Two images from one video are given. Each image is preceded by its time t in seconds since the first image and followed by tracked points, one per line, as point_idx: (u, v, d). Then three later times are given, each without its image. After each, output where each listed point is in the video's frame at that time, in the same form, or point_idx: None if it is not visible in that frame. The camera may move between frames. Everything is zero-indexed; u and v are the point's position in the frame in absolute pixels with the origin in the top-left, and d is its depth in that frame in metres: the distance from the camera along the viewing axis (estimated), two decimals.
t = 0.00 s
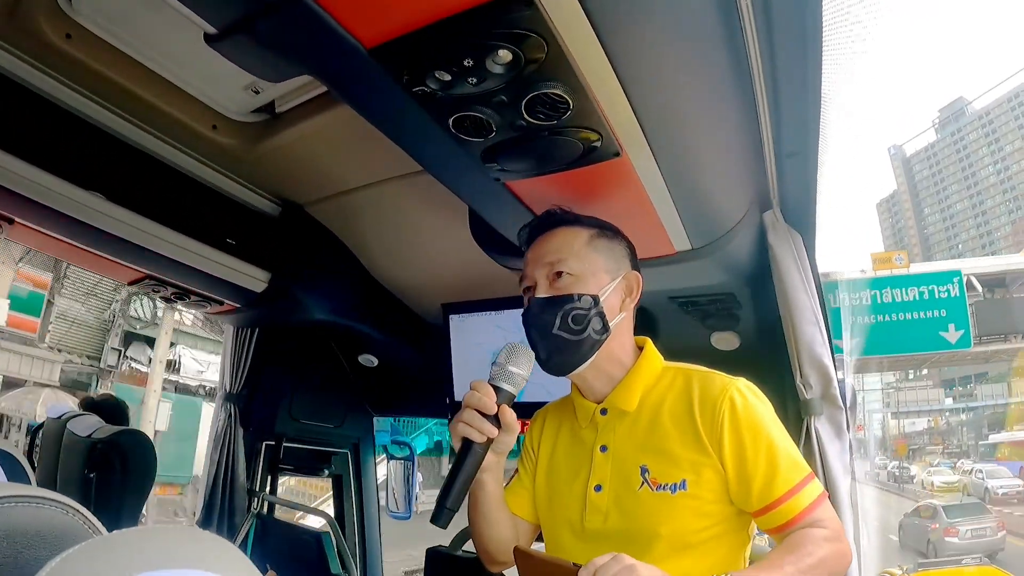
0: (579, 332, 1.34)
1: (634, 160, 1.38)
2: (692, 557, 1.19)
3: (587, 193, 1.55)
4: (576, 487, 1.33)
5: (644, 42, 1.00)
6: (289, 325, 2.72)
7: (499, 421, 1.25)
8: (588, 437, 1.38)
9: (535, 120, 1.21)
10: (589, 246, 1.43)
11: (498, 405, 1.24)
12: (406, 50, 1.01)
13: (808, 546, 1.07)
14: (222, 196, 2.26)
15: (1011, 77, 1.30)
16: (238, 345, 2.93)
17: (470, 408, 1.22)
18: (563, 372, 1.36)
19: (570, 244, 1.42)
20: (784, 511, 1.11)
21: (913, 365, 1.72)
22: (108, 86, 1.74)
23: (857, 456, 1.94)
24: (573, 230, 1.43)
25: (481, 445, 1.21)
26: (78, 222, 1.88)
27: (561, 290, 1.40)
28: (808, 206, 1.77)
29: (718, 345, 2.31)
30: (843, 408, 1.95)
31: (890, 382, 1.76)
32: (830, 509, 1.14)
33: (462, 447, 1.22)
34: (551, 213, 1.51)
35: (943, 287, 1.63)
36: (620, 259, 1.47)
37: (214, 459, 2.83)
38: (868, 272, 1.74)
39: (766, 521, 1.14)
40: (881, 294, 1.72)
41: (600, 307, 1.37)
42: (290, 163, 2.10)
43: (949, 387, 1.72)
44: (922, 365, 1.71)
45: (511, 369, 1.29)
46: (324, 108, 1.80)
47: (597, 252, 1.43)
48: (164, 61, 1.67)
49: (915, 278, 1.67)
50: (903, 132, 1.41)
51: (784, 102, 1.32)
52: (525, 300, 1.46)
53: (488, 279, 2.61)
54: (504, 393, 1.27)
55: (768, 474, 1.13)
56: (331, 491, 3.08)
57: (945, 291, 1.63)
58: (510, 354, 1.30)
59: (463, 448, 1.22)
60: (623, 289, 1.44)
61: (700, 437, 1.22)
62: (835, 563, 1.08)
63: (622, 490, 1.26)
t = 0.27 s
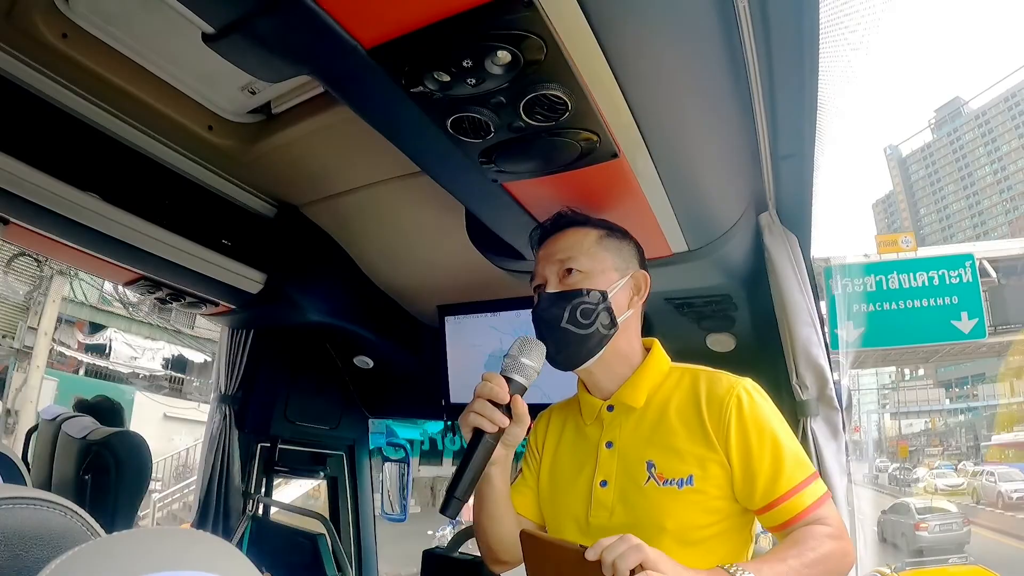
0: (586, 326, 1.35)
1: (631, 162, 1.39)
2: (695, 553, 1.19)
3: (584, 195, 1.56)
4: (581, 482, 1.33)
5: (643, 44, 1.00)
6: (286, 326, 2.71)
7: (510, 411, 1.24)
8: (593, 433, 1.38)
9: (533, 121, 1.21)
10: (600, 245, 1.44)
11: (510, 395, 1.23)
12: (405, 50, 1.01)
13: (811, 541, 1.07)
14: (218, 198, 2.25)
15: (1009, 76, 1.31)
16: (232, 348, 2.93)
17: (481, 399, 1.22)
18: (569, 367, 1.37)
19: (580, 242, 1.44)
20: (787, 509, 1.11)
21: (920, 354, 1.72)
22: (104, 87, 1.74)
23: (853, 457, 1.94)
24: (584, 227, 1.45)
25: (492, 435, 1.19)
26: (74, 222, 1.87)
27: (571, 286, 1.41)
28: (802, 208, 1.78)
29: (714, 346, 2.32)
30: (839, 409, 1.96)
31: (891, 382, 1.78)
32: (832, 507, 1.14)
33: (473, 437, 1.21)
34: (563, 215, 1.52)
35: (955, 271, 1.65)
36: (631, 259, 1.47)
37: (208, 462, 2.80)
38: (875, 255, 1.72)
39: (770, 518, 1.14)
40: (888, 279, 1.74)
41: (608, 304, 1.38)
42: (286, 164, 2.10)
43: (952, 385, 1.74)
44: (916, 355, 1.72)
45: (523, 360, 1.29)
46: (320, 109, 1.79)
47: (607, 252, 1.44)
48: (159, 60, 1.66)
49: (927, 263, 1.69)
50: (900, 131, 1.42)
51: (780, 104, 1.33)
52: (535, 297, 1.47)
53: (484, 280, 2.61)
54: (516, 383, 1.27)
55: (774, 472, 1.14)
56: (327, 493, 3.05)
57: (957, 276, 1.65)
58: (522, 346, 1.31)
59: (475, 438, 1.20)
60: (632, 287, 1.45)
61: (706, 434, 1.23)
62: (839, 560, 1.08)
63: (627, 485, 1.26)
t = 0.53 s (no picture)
0: (586, 317, 1.35)
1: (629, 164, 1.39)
2: (695, 549, 1.19)
3: (582, 197, 1.56)
4: (581, 480, 1.33)
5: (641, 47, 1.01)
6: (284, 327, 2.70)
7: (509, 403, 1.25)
8: (593, 431, 1.38)
9: (532, 123, 1.21)
10: (602, 245, 1.45)
11: (511, 385, 1.24)
12: (405, 52, 1.01)
13: (810, 538, 1.08)
14: (215, 200, 2.25)
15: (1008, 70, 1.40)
16: (230, 352, 2.96)
17: (480, 386, 1.23)
18: (565, 358, 1.37)
19: (580, 240, 1.45)
20: (785, 507, 1.12)
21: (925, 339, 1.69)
22: (102, 89, 1.73)
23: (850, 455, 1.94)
24: (585, 227, 1.47)
25: (492, 426, 1.20)
26: (71, 224, 1.87)
27: (571, 281, 1.41)
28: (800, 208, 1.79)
29: (711, 347, 2.33)
30: (836, 409, 1.97)
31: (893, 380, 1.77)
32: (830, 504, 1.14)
33: (472, 428, 1.21)
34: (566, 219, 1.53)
35: (972, 250, 1.59)
36: (633, 261, 1.47)
37: (205, 463, 2.86)
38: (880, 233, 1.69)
39: (769, 516, 1.15)
40: (898, 258, 1.68)
41: (607, 300, 1.38)
42: (284, 166, 2.10)
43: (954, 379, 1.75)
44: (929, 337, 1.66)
45: (523, 353, 1.29)
46: (318, 110, 1.79)
47: (607, 251, 1.44)
48: (157, 61, 1.65)
49: (937, 240, 1.63)
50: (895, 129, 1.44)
51: (776, 106, 1.34)
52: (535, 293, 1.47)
53: (482, 281, 2.61)
54: (516, 375, 1.27)
55: (773, 470, 1.14)
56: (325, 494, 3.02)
57: (975, 256, 1.59)
58: (522, 340, 1.32)
59: (474, 428, 1.20)
60: (632, 287, 1.44)
61: (707, 432, 1.23)
62: (838, 556, 1.09)
63: (627, 481, 1.26)
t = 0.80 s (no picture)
0: (577, 324, 1.35)
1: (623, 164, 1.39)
2: (680, 544, 1.19)
3: (576, 197, 1.56)
4: (570, 476, 1.33)
5: (633, 49, 1.01)
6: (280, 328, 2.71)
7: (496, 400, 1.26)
8: (583, 430, 1.38)
9: (524, 124, 1.21)
10: (592, 251, 1.45)
11: (500, 385, 1.26)
12: (394, 52, 1.01)
13: (795, 535, 1.07)
14: (210, 200, 2.25)
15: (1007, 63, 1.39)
16: (226, 352, 2.89)
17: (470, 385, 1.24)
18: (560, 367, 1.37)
19: (571, 246, 1.45)
20: (773, 503, 1.11)
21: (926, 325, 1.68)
22: (96, 90, 1.73)
23: (847, 455, 1.95)
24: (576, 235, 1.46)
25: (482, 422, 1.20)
26: (65, 225, 1.86)
27: (563, 288, 1.41)
28: (795, 204, 1.79)
29: (707, 347, 2.32)
30: (831, 410, 1.96)
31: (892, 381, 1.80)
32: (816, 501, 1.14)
33: (462, 423, 1.21)
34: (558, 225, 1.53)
35: (995, 223, 1.56)
36: (623, 265, 1.48)
37: (202, 465, 2.77)
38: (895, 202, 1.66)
39: (755, 512, 1.14)
40: (913, 232, 1.64)
41: (598, 305, 1.38)
42: (279, 167, 2.09)
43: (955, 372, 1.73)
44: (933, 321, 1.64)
45: (511, 353, 1.30)
46: (314, 110, 1.79)
47: (597, 257, 1.44)
48: (152, 62, 1.65)
49: (956, 214, 1.59)
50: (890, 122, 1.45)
51: (770, 106, 1.34)
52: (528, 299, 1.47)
53: (478, 282, 2.61)
54: (504, 375, 1.28)
55: (757, 466, 1.14)
56: (321, 495, 3.07)
57: (997, 229, 1.56)
58: (510, 340, 1.32)
59: (463, 423, 1.20)
60: (622, 291, 1.45)
61: (694, 429, 1.23)
62: (822, 554, 1.08)
63: (615, 477, 1.26)
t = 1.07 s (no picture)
0: (574, 325, 1.35)
1: (626, 163, 1.39)
2: (678, 541, 1.18)
3: (578, 195, 1.56)
4: (567, 475, 1.33)
5: (638, 47, 1.01)
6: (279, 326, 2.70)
7: (500, 394, 1.24)
8: (580, 428, 1.38)
9: (528, 121, 1.21)
10: (589, 251, 1.44)
11: (502, 377, 1.24)
12: (397, 49, 1.01)
13: (793, 533, 1.07)
14: (210, 198, 2.24)
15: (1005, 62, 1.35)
16: (224, 352, 2.90)
17: (476, 380, 1.23)
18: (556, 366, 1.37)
19: (568, 246, 1.44)
20: (771, 500, 1.11)
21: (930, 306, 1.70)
22: (96, 87, 1.72)
23: (847, 455, 1.96)
24: (573, 235, 1.45)
25: (485, 416, 1.19)
26: (63, 222, 1.86)
27: (560, 288, 1.41)
28: (796, 202, 1.78)
29: (707, 347, 2.32)
30: (832, 410, 1.97)
31: (891, 380, 1.76)
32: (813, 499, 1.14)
33: (465, 418, 1.20)
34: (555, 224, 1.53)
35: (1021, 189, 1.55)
36: (619, 266, 1.47)
37: (200, 463, 2.80)
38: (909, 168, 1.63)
39: (752, 509, 1.14)
40: (932, 198, 1.63)
41: (596, 305, 1.38)
42: (278, 165, 2.08)
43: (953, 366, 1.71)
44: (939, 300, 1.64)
45: (516, 348, 1.30)
46: (314, 108, 1.78)
47: (594, 257, 1.44)
48: (152, 59, 1.64)
49: (978, 178, 1.59)
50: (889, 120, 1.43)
51: (772, 105, 1.34)
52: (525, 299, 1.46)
53: (478, 281, 2.60)
54: (508, 368, 1.27)
55: (755, 464, 1.14)
56: (320, 492, 3.07)
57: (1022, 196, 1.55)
58: (516, 336, 1.31)
59: (466, 418, 1.19)
60: (619, 290, 1.44)
61: (691, 428, 1.23)
62: (818, 552, 1.08)
63: (612, 475, 1.26)
